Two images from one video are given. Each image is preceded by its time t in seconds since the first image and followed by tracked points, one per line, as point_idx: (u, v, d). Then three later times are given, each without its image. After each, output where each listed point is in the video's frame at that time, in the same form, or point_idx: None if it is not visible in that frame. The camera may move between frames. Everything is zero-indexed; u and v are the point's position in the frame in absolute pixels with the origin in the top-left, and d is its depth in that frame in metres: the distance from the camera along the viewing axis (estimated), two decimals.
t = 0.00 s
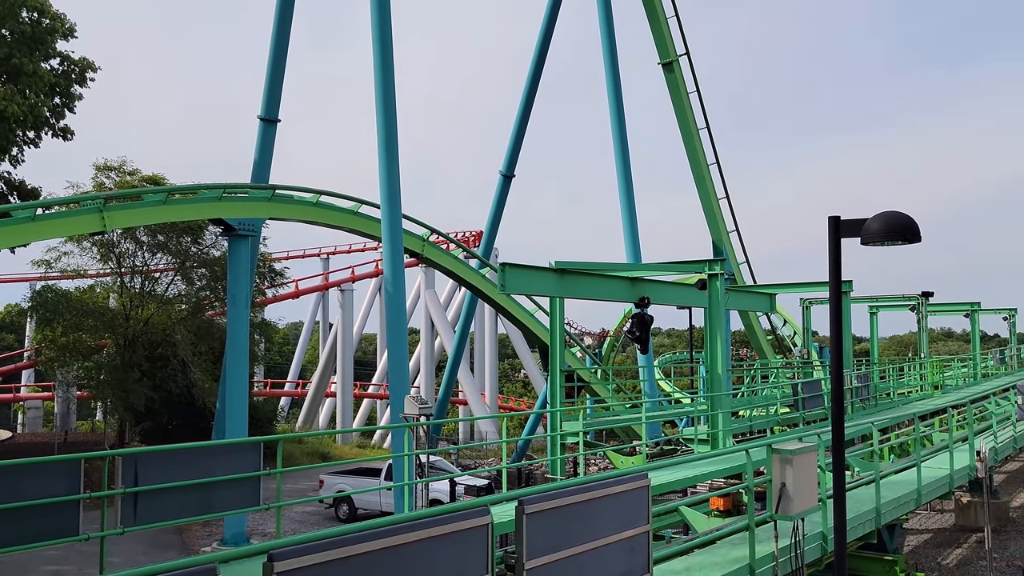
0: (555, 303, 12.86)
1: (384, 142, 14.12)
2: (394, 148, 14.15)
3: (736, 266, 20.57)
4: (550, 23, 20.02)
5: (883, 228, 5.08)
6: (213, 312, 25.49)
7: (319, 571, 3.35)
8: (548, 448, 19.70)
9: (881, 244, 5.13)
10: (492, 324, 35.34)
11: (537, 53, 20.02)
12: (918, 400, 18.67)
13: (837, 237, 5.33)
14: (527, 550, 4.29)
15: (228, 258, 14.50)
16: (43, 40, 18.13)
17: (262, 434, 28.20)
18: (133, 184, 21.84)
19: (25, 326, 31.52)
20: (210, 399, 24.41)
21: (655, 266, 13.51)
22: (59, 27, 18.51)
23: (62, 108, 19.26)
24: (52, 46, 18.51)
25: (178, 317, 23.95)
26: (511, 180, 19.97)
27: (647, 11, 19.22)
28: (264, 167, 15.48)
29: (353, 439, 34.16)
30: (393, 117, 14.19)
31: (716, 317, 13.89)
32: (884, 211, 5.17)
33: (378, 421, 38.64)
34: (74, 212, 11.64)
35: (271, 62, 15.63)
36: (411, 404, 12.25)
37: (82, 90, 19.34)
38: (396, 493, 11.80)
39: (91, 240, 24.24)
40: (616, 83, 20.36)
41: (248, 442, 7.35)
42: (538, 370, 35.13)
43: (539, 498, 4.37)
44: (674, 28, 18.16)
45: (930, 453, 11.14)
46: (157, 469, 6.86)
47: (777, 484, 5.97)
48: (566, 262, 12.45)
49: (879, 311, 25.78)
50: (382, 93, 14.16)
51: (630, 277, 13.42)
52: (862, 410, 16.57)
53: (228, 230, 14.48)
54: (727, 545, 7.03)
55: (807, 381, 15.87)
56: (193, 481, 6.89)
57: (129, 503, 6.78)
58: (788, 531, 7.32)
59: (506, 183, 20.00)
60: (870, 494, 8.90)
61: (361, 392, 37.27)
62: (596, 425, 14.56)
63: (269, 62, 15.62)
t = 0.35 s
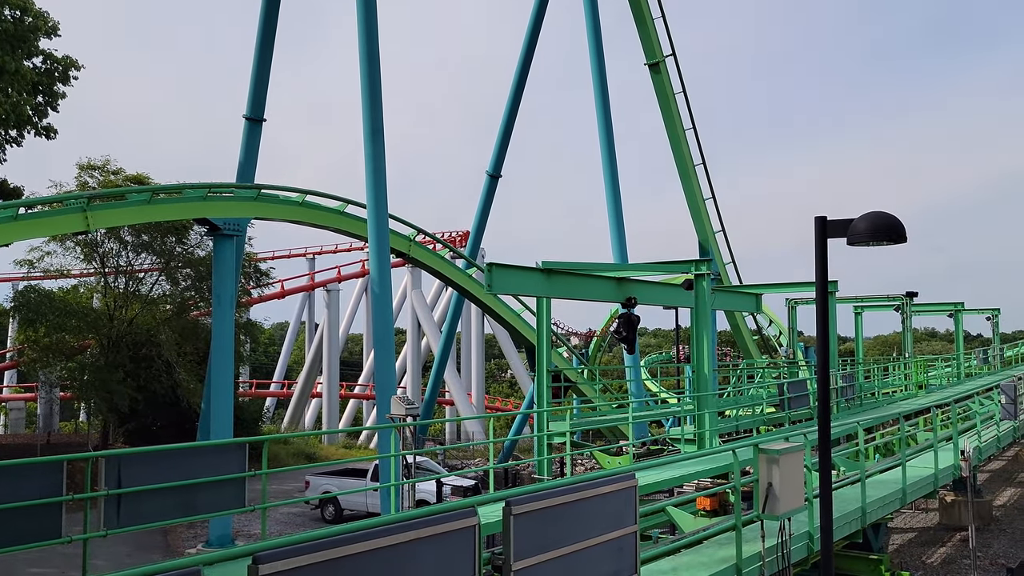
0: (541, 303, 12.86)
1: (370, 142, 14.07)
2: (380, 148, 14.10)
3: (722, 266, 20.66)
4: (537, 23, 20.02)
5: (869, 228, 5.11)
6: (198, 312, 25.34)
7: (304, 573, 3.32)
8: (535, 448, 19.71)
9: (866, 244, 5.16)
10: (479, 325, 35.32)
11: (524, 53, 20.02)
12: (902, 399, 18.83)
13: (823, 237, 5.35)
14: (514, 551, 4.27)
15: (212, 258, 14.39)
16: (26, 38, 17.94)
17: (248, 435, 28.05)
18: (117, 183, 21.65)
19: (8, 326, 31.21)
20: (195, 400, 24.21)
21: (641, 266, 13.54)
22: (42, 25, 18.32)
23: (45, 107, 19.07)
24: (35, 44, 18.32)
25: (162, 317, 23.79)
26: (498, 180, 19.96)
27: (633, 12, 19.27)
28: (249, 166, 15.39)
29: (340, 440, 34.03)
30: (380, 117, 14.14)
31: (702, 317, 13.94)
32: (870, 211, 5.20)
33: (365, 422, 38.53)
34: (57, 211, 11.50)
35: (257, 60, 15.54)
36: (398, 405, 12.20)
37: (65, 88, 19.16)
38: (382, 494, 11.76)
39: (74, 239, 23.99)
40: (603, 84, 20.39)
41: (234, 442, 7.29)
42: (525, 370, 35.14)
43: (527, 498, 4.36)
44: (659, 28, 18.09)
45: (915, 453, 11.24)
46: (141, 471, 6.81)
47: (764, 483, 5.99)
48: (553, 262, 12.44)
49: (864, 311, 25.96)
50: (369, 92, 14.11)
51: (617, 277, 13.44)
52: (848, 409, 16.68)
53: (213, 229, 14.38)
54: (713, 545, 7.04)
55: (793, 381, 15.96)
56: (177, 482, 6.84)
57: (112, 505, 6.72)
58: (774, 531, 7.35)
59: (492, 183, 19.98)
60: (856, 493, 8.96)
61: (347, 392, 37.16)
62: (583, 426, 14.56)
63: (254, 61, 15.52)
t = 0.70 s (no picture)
0: (529, 304, 12.87)
1: (358, 143, 14.03)
2: (367, 148, 14.06)
3: (709, 267, 20.75)
4: (524, 25, 20.03)
5: (856, 230, 5.13)
6: (183, 314, 25.24)
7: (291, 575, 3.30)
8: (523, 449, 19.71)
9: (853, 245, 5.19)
10: (466, 326, 35.29)
11: (512, 54, 20.02)
12: (887, 400, 18.98)
13: (810, 238, 5.38)
14: (502, 553, 4.26)
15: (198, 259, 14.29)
16: (10, 37, 17.77)
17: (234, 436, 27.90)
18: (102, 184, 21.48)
19: None
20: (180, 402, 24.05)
21: (629, 268, 13.58)
22: (26, 25, 18.15)
23: (29, 107, 18.88)
24: (19, 43, 18.14)
25: (147, 319, 23.70)
26: (485, 181, 19.95)
27: (620, 13, 19.32)
28: (235, 167, 15.31)
29: (326, 441, 33.92)
30: (367, 118, 14.11)
31: (689, 319, 13.99)
32: (856, 213, 5.22)
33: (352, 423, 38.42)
34: (40, 211, 11.39)
35: (243, 61, 15.46)
36: (385, 406, 12.15)
37: (50, 88, 18.99)
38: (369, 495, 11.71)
39: (58, 240, 23.77)
40: (590, 85, 20.43)
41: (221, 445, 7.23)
42: (512, 371, 35.15)
43: (515, 500, 4.35)
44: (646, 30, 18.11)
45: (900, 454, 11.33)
46: (126, 473, 6.74)
47: (751, 484, 6.02)
48: (541, 263, 12.45)
49: (849, 312, 26.13)
50: (356, 93, 14.06)
51: (605, 278, 13.47)
52: (833, 410, 16.79)
53: (199, 230, 14.27)
54: (701, 546, 7.06)
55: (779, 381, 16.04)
56: (162, 485, 6.77)
57: (97, 507, 6.64)
58: (761, 532, 7.38)
59: (480, 184, 19.98)
60: (843, 493, 9.03)
61: (333, 394, 37.05)
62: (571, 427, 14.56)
63: (241, 61, 15.44)
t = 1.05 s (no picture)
0: (517, 305, 12.87)
1: (346, 144, 13.99)
2: (355, 149, 14.02)
3: (696, 269, 20.83)
4: (512, 26, 20.05)
5: (843, 232, 5.16)
6: (169, 315, 25.11)
7: None
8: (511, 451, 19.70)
9: (841, 247, 5.22)
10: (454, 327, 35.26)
11: (500, 56, 20.03)
12: (873, 401, 19.11)
13: (798, 240, 5.41)
14: (491, 555, 4.25)
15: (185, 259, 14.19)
16: None
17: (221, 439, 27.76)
18: (88, 184, 21.32)
19: None
20: (166, 403, 23.89)
21: (617, 269, 13.61)
22: (11, 24, 17.98)
23: (13, 107, 18.70)
24: (3, 42, 17.97)
25: (134, 319, 23.53)
26: (473, 182, 19.94)
27: (608, 15, 19.37)
28: (223, 168, 15.24)
29: (314, 443, 33.77)
30: (355, 119, 14.08)
31: (677, 320, 14.04)
32: (845, 215, 5.25)
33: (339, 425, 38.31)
34: (25, 212, 11.28)
35: (231, 61, 15.39)
36: (373, 408, 12.11)
37: (35, 88, 18.82)
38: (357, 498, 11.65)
39: (43, 241, 23.55)
40: (578, 87, 20.47)
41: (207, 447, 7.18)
42: (500, 373, 35.13)
43: (504, 502, 4.35)
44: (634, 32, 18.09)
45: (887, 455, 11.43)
46: (112, 474, 6.68)
47: (739, 485, 6.03)
48: (529, 265, 12.45)
49: (836, 313, 26.28)
50: (343, 94, 14.03)
51: (592, 280, 13.49)
52: (820, 411, 16.90)
53: (186, 231, 14.18)
54: (689, 547, 7.08)
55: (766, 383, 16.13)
56: (149, 488, 6.73)
57: (82, 510, 6.56)
58: (749, 533, 7.42)
59: (468, 185, 19.97)
60: (830, 494, 9.08)
61: (321, 395, 36.89)
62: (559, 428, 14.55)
63: (228, 61, 15.37)
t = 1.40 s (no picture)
0: (507, 306, 12.89)
1: (335, 144, 13.95)
2: (345, 149, 13.99)
3: (686, 269, 20.90)
4: (502, 27, 20.06)
5: (832, 233, 5.19)
6: (157, 316, 25.01)
7: None
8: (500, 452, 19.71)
9: (829, 248, 5.25)
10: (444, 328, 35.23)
11: (489, 56, 20.03)
12: (861, 402, 19.23)
13: (787, 241, 5.44)
14: (480, 556, 4.25)
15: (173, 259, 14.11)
16: None
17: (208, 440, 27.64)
18: (76, 184, 21.19)
19: None
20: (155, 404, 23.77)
21: (606, 270, 13.64)
22: None
23: None
24: None
25: (121, 320, 23.41)
26: (463, 183, 19.93)
27: (598, 16, 19.40)
28: (211, 168, 15.17)
29: (303, 444, 33.67)
30: (344, 120, 14.05)
31: (666, 320, 14.08)
32: (833, 216, 5.28)
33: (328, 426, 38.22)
34: (12, 212, 11.20)
35: (219, 61, 15.33)
36: (363, 408, 12.09)
37: (22, 87, 18.68)
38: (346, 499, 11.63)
39: (29, 241, 23.38)
40: (568, 88, 20.50)
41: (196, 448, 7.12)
42: (490, 374, 35.13)
43: (493, 502, 4.35)
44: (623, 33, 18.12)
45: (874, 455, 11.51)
46: (100, 476, 6.61)
47: (728, 486, 6.06)
48: (519, 266, 12.46)
49: (824, 314, 26.41)
50: (333, 95, 14.00)
51: (582, 280, 13.51)
52: (809, 411, 17.00)
53: (173, 232, 14.10)
54: (678, 548, 7.10)
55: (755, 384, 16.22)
56: (136, 490, 6.66)
57: (69, 512, 6.50)
58: (738, 534, 7.45)
59: (457, 186, 19.96)
60: (818, 495, 9.14)
61: (309, 396, 36.79)
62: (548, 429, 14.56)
63: (216, 61, 15.31)
